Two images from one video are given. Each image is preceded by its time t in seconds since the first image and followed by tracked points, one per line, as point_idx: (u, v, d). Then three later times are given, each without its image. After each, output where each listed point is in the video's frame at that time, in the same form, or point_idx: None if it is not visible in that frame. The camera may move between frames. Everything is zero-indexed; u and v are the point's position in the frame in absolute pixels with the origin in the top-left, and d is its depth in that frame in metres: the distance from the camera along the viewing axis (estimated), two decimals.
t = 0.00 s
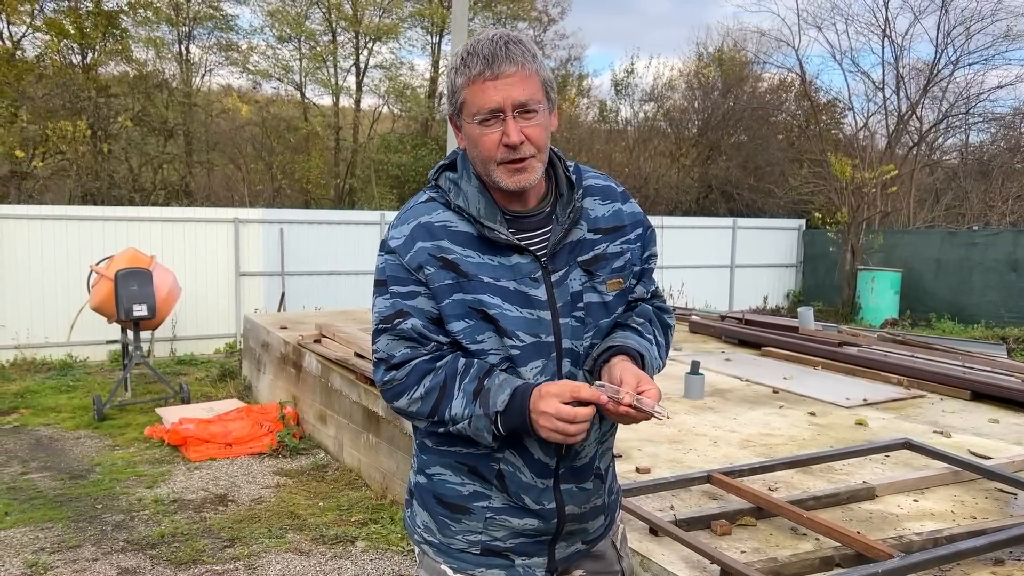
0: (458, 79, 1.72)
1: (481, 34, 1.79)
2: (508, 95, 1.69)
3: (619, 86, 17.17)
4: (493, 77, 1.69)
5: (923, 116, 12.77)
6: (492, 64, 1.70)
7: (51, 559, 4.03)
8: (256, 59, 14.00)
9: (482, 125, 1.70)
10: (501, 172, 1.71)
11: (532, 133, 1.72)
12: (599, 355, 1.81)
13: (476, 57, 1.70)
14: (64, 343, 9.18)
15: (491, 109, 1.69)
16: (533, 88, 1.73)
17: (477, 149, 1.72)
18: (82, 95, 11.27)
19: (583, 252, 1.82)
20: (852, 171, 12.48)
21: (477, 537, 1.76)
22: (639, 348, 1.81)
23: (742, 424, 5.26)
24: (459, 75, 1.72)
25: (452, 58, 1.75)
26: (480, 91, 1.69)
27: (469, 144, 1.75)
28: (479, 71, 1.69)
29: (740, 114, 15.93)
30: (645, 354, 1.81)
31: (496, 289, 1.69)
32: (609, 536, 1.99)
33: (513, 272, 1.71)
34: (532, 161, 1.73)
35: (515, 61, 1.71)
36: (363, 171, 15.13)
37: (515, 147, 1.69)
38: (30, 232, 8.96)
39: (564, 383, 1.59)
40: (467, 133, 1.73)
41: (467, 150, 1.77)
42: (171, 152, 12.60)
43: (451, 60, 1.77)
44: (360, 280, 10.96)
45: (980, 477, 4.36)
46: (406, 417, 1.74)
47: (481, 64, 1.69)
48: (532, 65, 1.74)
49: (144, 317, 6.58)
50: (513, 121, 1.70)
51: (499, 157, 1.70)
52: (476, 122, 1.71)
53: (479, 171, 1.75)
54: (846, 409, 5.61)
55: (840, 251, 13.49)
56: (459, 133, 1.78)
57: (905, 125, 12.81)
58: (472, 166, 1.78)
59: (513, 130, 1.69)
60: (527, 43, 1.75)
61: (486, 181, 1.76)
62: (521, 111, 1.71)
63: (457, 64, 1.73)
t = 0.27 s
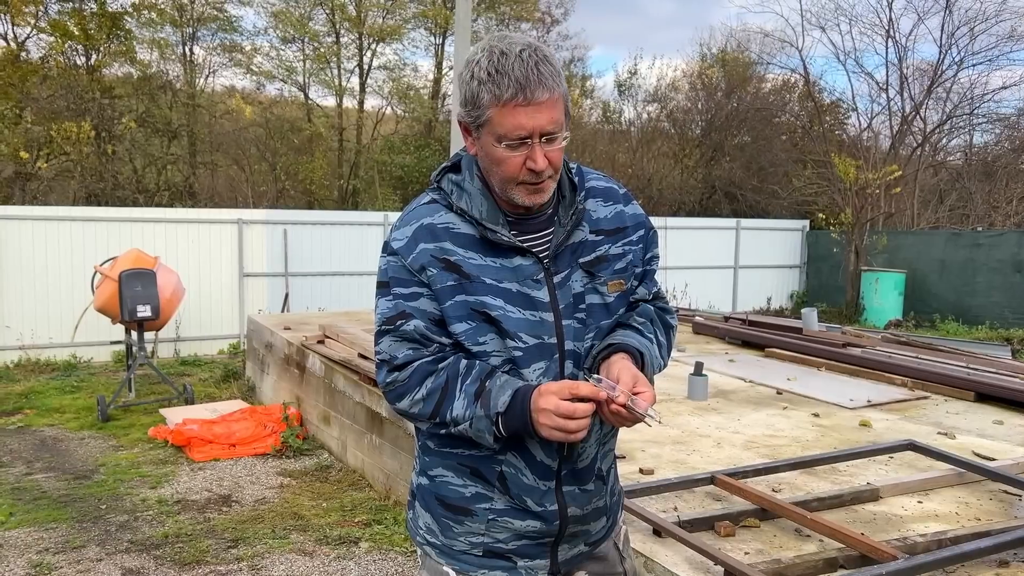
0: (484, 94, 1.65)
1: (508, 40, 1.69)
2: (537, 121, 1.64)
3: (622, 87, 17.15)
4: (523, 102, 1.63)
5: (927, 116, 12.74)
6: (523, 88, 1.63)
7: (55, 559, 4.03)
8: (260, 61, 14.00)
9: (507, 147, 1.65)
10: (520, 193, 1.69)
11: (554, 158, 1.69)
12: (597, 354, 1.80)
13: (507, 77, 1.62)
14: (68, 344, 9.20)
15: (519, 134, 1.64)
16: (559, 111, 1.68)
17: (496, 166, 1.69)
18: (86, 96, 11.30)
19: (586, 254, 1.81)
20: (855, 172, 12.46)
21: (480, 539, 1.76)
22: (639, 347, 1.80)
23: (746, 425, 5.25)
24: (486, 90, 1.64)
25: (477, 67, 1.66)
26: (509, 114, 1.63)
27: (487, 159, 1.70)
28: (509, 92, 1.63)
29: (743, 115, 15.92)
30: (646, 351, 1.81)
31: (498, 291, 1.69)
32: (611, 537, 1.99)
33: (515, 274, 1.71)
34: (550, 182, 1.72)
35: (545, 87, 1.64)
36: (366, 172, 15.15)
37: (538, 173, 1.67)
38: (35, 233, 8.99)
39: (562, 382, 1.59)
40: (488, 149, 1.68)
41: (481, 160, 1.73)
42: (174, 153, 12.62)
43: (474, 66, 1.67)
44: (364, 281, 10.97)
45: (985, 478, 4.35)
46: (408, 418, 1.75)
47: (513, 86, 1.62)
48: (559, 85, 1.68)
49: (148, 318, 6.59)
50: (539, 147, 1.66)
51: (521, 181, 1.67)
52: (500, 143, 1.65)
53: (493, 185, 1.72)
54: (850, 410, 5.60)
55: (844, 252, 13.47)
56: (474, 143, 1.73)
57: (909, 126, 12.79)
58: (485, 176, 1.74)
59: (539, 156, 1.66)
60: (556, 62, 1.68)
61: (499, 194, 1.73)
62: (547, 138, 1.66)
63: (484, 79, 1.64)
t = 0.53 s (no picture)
0: (510, 102, 1.63)
1: (536, 45, 1.67)
2: (562, 134, 1.64)
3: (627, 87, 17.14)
4: (551, 114, 1.62)
5: (933, 117, 12.71)
6: (552, 100, 1.62)
7: (61, 559, 4.05)
8: (265, 62, 14.02)
9: (528, 157, 1.65)
10: (535, 200, 1.71)
11: (573, 169, 1.70)
12: (599, 356, 1.80)
13: (537, 87, 1.61)
14: (74, 344, 9.22)
15: (543, 144, 1.63)
16: (583, 124, 1.68)
17: (514, 172, 1.68)
18: (92, 98, 11.36)
19: (593, 257, 1.82)
20: (861, 172, 12.43)
21: (484, 540, 1.76)
22: (642, 351, 1.80)
23: (752, 426, 5.24)
24: (512, 97, 1.62)
25: (505, 72, 1.63)
26: (535, 125, 1.62)
27: (506, 164, 1.69)
28: (538, 102, 1.61)
29: (748, 116, 15.90)
30: (645, 357, 1.80)
31: (507, 292, 1.69)
32: (614, 538, 1.99)
33: (524, 276, 1.71)
34: (566, 191, 1.73)
35: (573, 100, 1.64)
36: (371, 173, 15.19)
37: (557, 183, 1.68)
38: (41, 234, 9.02)
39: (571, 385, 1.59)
40: (509, 155, 1.67)
41: (497, 163, 1.72)
42: (179, 154, 12.65)
43: (502, 70, 1.65)
44: (368, 282, 10.98)
45: (990, 479, 4.34)
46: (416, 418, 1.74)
47: (543, 99, 1.61)
48: (585, 98, 1.68)
49: (154, 318, 6.61)
50: (562, 159, 1.66)
51: (538, 189, 1.68)
52: (523, 151, 1.65)
53: (509, 190, 1.72)
54: (855, 411, 5.59)
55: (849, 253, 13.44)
56: (492, 145, 1.72)
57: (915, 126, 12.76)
58: (499, 178, 1.74)
59: (560, 168, 1.66)
60: (583, 73, 1.67)
61: (513, 198, 1.74)
62: (569, 150, 1.67)
63: (512, 86, 1.62)
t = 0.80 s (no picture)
0: (530, 106, 1.62)
1: (557, 49, 1.67)
2: (581, 139, 1.64)
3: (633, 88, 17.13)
4: (572, 119, 1.62)
5: (939, 117, 12.66)
6: (573, 105, 1.62)
7: (68, 559, 4.06)
8: (271, 63, 14.04)
9: (547, 161, 1.65)
10: (551, 203, 1.71)
11: (589, 173, 1.71)
12: (608, 363, 1.81)
13: (559, 92, 1.61)
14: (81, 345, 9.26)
15: (561, 149, 1.64)
16: (601, 130, 1.68)
17: (531, 175, 1.68)
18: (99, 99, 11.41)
19: (603, 261, 1.82)
20: (867, 173, 12.41)
21: (491, 542, 1.76)
22: (651, 357, 1.81)
23: (758, 428, 5.23)
24: (533, 101, 1.62)
25: (526, 75, 1.63)
26: (554, 129, 1.62)
27: (522, 166, 1.69)
28: (559, 107, 1.61)
29: (754, 116, 15.88)
30: (655, 362, 1.81)
31: (519, 294, 1.69)
32: (620, 540, 1.99)
33: (537, 278, 1.71)
34: (581, 195, 1.74)
35: (593, 105, 1.64)
36: (377, 174, 15.21)
37: (574, 187, 1.68)
38: (48, 235, 9.06)
39: (582, 398, 1.57)
40: (527, 157, 1.67)
41: (513, 165, 1.72)
42: (186, 156, 12.67)
43: (522, 73, 1.64)
44: (374, 283, 10.99)
45: (997, 481, 4.32)
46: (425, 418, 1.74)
47: (564, 104, 1.61)
48: (604, 104, 1.68)
49: (160, 320, 6.63)
50: (579, 163, 1.67)
51: (555, 192, 1.69)
52: (541, 154, 1.65)
53: (523, 192, 1.72)
54: (862, 413, 5.57)
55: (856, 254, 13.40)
56: (509, 147, 1.72)
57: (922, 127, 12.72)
58: (514, 181, 1.74)
59: (577, 172, 1.67)
60: (603, 79, 1.67)
61: (527, 200, 1.74)
62: (587, 155, 1.68)
63: (534, 90, 1.62)
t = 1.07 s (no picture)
0: (549, 106, 1.63)
1: (575, 51, 1.67)
2: (599, 140, 1.65)
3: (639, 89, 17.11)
4: (590, 120, 1.62)
5: (947, 118, 12.61)
6: (592, 106, 1.62)
7: (77, 560, 4.08)
8: (278, 65, 14.07)
9: (565, 162, 1.65)
10: (567, 204, 1.71)
11: (606, 175, 1.71)
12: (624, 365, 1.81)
13: (579, 92, 1.61)
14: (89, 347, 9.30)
15: (579, 149, 1.64)
16: (619, 131, 1.69)
17: (548, 176, 1.68)
18: (107, 102, 11.47)
19: (617, 263, 1.82)
20: (875, 174, 12.38)
21: (501, 544, 1.76)
22: (666, 357, 1.81)
23: (765, 429, 5.22)
24: (552, 102, 1.62)
25: (544, 76, 1.63)
26: (572, 130, 1.62)
27: (539, 167, 1.69)
28: (578, 107, 1.61)
29: (761, 117, 15.85)
30: (670, 362, 1.81)
31: (535, 296, 1.69)
32: (627, 540, 1.99)
33: (553, 279, 1.71)
34: (597, 197, 1.74)
35: (612, 107, 1.64)
36: (383, 176, 15.24)
37: (591, 189, 1.69)
38: (57, 237, 9.10)
39: (584, 423, 1.53)
40: (544, 158, 1.67)
41: (529, 166, 1.72)
42: (193, 158, 12.70)
43: (541, 75, 1.64)
44: (381, 284, 11.01)
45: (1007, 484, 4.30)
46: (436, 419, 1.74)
47: (583, 105, 1.61)
48: (622, 105, 1.69)
49: (168, 321, 6.65)
50: (596, 164, 1.67)
51: (572, 193, 1.69)
52: (558, 155, 1.65)
53: (540, 193, 1.72)
54: (870, 415, 5.55)
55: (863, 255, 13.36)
56: (526, 148, 1.72)
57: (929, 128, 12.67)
58: (530, 182, 1.74)
59: (594, 173, 1.67)
60: (620, 81, 1.68)
61: (543, 201, 1.74)
62: (604, 156, 1.68)
63: (552, 91, 1.62)
